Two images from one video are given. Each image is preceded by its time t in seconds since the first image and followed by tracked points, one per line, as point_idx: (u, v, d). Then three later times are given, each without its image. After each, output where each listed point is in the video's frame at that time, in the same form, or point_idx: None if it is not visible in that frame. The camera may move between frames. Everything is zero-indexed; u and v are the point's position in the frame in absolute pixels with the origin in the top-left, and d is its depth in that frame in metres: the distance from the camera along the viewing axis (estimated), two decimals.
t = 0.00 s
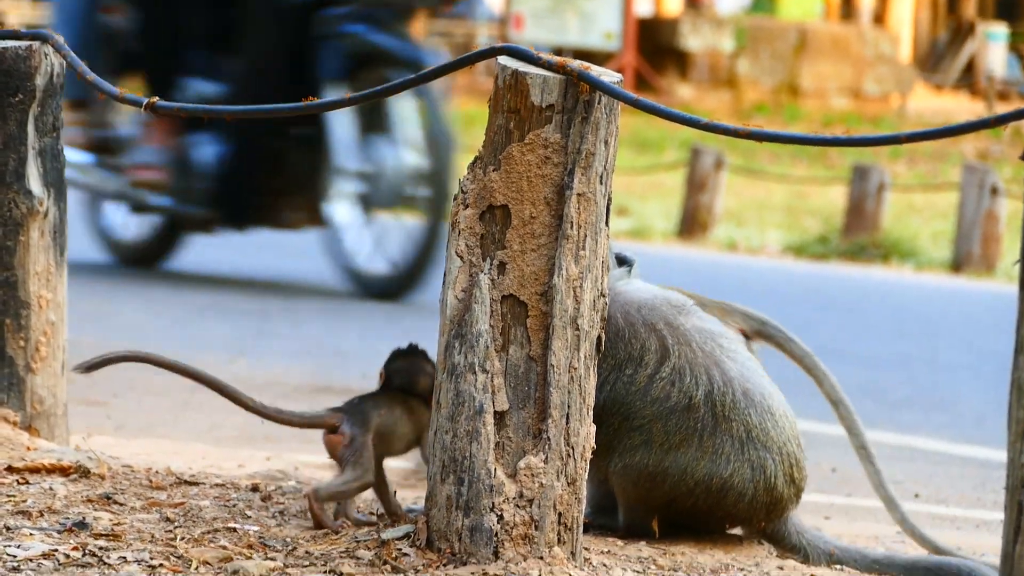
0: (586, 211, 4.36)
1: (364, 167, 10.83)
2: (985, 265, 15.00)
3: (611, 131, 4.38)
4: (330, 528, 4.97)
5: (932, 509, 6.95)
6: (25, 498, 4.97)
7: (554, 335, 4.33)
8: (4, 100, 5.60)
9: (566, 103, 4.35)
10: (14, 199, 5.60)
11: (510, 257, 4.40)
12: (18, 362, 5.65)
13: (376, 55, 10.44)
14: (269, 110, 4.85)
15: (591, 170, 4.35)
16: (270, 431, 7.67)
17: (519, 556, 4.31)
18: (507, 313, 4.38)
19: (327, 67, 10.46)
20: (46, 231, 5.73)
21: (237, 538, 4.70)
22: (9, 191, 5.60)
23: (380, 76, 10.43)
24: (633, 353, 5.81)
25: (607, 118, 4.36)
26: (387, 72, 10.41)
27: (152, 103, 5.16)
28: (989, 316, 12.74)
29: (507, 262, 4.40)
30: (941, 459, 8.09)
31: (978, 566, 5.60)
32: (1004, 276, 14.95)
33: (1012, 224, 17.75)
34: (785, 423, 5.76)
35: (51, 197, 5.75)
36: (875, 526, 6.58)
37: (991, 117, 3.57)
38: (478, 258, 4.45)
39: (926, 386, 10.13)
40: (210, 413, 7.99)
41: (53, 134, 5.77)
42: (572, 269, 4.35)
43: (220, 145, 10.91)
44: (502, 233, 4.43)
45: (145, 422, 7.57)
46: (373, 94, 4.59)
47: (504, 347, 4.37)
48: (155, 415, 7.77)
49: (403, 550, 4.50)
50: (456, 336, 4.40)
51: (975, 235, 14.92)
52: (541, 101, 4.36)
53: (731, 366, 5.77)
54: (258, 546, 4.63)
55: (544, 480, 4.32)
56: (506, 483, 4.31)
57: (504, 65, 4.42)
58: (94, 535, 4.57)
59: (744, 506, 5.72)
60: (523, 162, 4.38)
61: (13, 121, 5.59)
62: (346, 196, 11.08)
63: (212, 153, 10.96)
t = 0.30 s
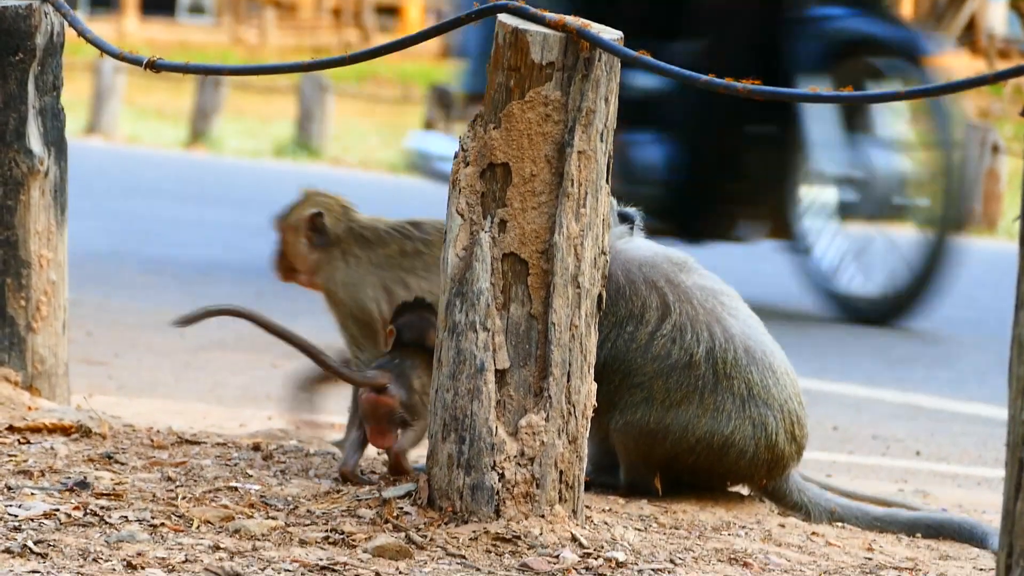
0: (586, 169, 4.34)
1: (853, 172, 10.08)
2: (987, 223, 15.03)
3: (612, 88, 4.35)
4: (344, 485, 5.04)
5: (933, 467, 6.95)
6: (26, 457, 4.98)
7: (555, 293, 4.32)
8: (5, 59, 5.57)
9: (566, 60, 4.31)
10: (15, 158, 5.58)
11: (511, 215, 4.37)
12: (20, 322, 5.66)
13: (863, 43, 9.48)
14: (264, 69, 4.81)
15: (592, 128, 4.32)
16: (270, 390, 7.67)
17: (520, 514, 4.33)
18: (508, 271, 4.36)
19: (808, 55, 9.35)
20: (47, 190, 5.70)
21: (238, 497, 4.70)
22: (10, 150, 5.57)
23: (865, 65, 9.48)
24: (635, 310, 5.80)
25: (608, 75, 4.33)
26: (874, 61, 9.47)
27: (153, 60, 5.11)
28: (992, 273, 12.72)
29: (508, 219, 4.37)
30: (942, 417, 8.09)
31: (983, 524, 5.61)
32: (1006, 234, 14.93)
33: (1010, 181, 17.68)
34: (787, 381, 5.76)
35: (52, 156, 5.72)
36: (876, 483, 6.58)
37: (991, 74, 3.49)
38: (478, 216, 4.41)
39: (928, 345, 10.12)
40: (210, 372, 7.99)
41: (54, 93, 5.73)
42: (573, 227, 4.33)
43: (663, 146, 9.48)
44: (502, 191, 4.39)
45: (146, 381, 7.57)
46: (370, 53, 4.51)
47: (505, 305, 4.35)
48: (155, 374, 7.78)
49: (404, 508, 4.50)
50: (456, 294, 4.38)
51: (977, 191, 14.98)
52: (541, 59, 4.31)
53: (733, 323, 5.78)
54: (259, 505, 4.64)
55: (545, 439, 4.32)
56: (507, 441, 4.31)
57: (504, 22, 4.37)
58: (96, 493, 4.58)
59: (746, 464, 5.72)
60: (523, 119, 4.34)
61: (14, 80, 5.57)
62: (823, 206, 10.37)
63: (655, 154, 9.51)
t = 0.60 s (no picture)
0: (588, 158, 4.33)
1: None
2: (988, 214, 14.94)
3: (614, 78, 4.34)
4: (347, 475, 5.01)
5: (935, 457, 6.95)
6: (27, 447, 4.98)
7: (557, 283, 4.32)
8: (6, 48, 5.55)
9: (568, 50, 4.30)
10: (16, 147, 5.57)
11: (513, 205, 4.35)
12: (21, 312, 5.66)
13: None
14: (265, 58, 4.79)
15: (593, 117, 4.31)
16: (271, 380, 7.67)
17: (522, 504, 4.33)
18: (510, 261, 4.35)
19: None
20: (48, 179, 5.69)
21: (240, 487, 4.70)
22: (12, 139, 5.57)
23: None
24: (636, 300, 5.79)
25: (610, 65, 4.32)
26: None
27: (155, 50, 5.09)
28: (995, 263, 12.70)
29: (510, 209, 4.36)
30: (944, 407, 8.08)
31: (985, 514, 5.60)
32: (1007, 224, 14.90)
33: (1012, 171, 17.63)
34: (789, 371, 5.77)
35: (53, 145, 5.72)
36: (878, 473, 6.57)
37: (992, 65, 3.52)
38: (480, 206, 4.39)
39: (930, 334, 10.10)
40: (210, 362, 7.99)
41: (56, 82, 5.74)
42: (575, 217, 4.32)
43: None
44: (504, 180, 4.38)
45: (146, 371, 7.57)
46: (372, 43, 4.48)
47: (506, 295, 4.34)
48: (155, 363, 7.78)
49: (406, 498, 4.50)
50: (458, 284, 4.37)
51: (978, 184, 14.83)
52: (543, 48, 4.30)
53: (734, 312, 5.78)
54: (261, 495, 4.63)
55: (546, 429, 4.32)
56: (509, 431, 4.31)
57: (506, 11, 4.36)
58: (97, 483, 4.58)
59: (748, 453, 5.72)
60: (525, 109, 4.33)
61: (16, 69, 5.55)
62: None
63: None
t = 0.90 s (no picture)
0: (590, 149, 4.32)
1: None
2: (990, 205, 14.94)
3: (616, 69, 4.33)
4: (349, 467, 5.01)
5: (936, 449, 6.94)
6: (29, 437, 4.98)
7: (558, 275, 4.31)
8: (8, 39, 5.59)
9: (570, 42, 4.29)
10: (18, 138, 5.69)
11: (514, 196, 4.35)
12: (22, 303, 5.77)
13: None
14: (265, 49, 4.79)
15: (595, 109, 4.31)
16: (272, 371, 7.67)
17: (523, 496, 4.33)
18: (511, 252, 4.34)
19: None
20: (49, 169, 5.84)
21: (241, 478, 4.71)
22: (14, 130, 5.67)
23: None
24: (638, 291, 5.78)
25: (612, 56, 4.31)
26: None
27: (156, 41, 5.08)
28: (996, 255, 12.69)
29: (511, 201, 4.35)
30: (944, 398, 8.08)
31: (987, 506, 5.60)
32: (1009, 216, 14.91)
33: (1013, 163, 17.63)
34: (790, 362, 5.76)
35: (54, 137, 5.86)
36: (879, 465, 6.56)
37: (994, 57, 3.50)
38: (482, 197, 4.39)
39: (931, 325, 10.09)
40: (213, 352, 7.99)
41: (57, 72, 5.82)
42: (577, 208, 4.32)
43: None
44: (506, 171, 4.37)
45: (148, 362, 7.57)
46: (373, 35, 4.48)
47: (508, 286, 4.34)
48: (156, 354, 7.78)
49: (407, 490, 4.49)
50: (459, 276, 4.36)
51: (980, 175, 14.83)
52: (545, 40, 4.29)
53: (736, 304, 5.77)
54: (262, 486, 4.64)
55: (548, 420, 4.32)
56: (510, 423, 4.30)
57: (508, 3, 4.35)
58: (98, 474, 4.58)
59: (749, 445, 5.72)
60: (527, 100, 4.33)
61: (18, 60, 5.61)
62: None
63: None
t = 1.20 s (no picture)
0: (591, 142, 4.32)
1: None
2: (992, 196, 14.98)
3: (616, 62, 4.33)
4: (352, 460, 5.01)
5: (938, 440, 6.94)
6: (31, 430, 4.98)
7: (560, 267, 4.31)
8: (10, 32, 5.58)
9: (571, 34, 4.29)
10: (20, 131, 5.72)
11: (516, 188, 4.35)
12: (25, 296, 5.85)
13: None
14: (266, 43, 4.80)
15: (597, 101, 4.31)
16: (274, 364, 7.68)
17: (525, 488, 4.33)
18: (513, 245, 4.34)
19: None
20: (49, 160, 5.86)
21: (243, 470, 4.71)
22: (15, 123, 5.71)
23: None
24: (640, 284, 5.78)
25: (613, 48, 4.31)
26: None
27: (158, 34, 5.08)
28: (998, 247, 12.70)
29: (513, 193, 4.35)
30: (945, 389, 8.08)
31: (990, 498, 5.60)
32: (1011, 207, 14.92)
33: (1014, 154, 17.63)
34: (792, 354, 5.77)
35: (55, 129, 5.90)
36: (881, 457, 6.56)
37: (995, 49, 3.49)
38: (483, 189, 4.38)
39: (933, 317, 10.09)
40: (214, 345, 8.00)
41: (59, 66, 5.78)
42: (579, 200, 4.32)
43: None
44: (508, 164, 4.37)
45: (150, 354, 7.57)
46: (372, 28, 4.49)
47: (509, 279, 4.34)
48: (158, 347, 7.78)
49: (408, 482, 4.49)
50: (461, 268, 4.35)
51: (981, 166, 14.84)
52: (546, 32, 4.30)
53: (738, 296, 5.79)
54: (264, 478, 4.65)
55: (550, 413, 4.32)
56: (512, 415, 4.30)
57: None
58: (100, 467, 4.59)
59: (752, 437, 5.71)
60: (528, 93, 4.33)
61: (20, 53, 5.60)
62: None
63: None
